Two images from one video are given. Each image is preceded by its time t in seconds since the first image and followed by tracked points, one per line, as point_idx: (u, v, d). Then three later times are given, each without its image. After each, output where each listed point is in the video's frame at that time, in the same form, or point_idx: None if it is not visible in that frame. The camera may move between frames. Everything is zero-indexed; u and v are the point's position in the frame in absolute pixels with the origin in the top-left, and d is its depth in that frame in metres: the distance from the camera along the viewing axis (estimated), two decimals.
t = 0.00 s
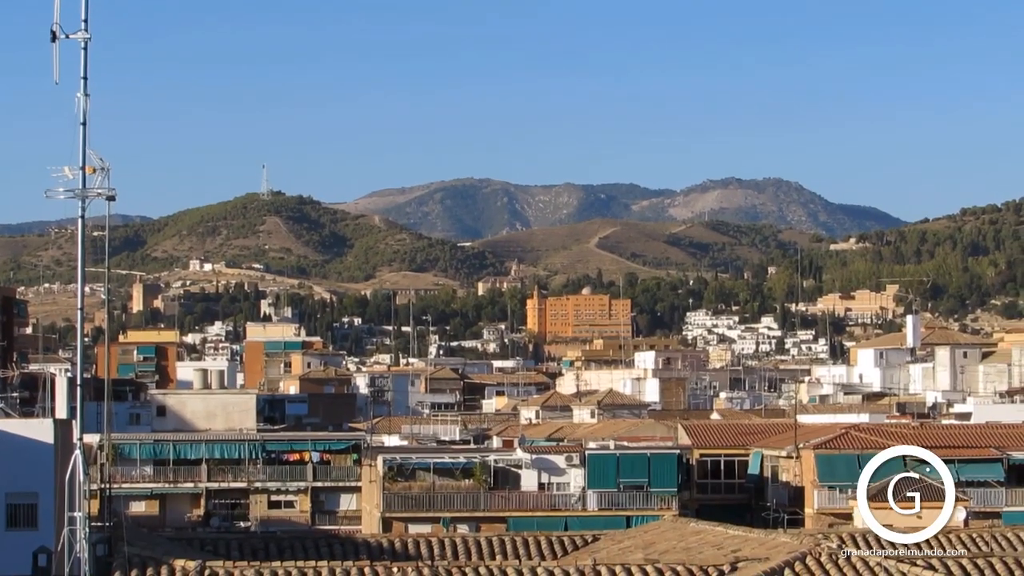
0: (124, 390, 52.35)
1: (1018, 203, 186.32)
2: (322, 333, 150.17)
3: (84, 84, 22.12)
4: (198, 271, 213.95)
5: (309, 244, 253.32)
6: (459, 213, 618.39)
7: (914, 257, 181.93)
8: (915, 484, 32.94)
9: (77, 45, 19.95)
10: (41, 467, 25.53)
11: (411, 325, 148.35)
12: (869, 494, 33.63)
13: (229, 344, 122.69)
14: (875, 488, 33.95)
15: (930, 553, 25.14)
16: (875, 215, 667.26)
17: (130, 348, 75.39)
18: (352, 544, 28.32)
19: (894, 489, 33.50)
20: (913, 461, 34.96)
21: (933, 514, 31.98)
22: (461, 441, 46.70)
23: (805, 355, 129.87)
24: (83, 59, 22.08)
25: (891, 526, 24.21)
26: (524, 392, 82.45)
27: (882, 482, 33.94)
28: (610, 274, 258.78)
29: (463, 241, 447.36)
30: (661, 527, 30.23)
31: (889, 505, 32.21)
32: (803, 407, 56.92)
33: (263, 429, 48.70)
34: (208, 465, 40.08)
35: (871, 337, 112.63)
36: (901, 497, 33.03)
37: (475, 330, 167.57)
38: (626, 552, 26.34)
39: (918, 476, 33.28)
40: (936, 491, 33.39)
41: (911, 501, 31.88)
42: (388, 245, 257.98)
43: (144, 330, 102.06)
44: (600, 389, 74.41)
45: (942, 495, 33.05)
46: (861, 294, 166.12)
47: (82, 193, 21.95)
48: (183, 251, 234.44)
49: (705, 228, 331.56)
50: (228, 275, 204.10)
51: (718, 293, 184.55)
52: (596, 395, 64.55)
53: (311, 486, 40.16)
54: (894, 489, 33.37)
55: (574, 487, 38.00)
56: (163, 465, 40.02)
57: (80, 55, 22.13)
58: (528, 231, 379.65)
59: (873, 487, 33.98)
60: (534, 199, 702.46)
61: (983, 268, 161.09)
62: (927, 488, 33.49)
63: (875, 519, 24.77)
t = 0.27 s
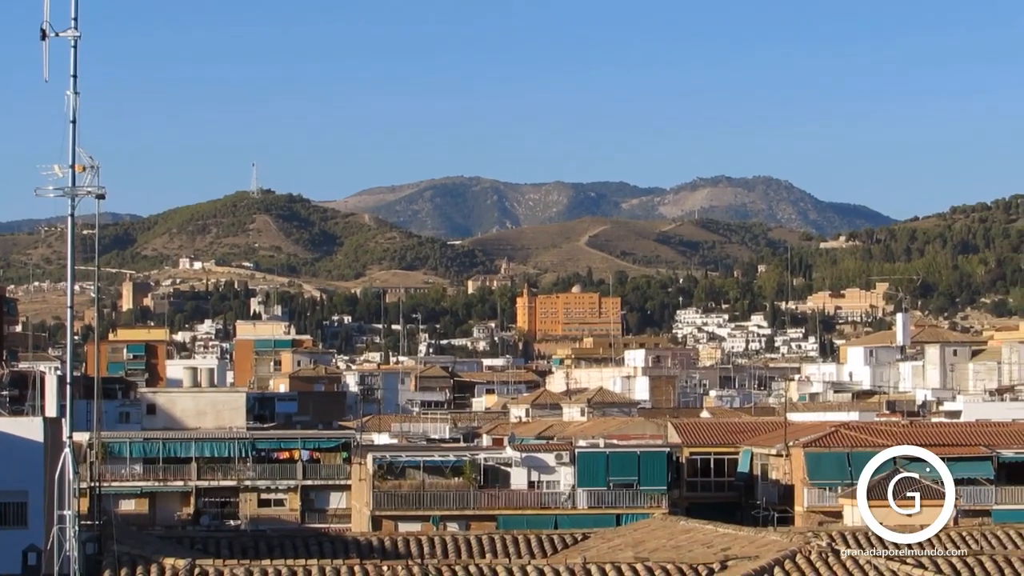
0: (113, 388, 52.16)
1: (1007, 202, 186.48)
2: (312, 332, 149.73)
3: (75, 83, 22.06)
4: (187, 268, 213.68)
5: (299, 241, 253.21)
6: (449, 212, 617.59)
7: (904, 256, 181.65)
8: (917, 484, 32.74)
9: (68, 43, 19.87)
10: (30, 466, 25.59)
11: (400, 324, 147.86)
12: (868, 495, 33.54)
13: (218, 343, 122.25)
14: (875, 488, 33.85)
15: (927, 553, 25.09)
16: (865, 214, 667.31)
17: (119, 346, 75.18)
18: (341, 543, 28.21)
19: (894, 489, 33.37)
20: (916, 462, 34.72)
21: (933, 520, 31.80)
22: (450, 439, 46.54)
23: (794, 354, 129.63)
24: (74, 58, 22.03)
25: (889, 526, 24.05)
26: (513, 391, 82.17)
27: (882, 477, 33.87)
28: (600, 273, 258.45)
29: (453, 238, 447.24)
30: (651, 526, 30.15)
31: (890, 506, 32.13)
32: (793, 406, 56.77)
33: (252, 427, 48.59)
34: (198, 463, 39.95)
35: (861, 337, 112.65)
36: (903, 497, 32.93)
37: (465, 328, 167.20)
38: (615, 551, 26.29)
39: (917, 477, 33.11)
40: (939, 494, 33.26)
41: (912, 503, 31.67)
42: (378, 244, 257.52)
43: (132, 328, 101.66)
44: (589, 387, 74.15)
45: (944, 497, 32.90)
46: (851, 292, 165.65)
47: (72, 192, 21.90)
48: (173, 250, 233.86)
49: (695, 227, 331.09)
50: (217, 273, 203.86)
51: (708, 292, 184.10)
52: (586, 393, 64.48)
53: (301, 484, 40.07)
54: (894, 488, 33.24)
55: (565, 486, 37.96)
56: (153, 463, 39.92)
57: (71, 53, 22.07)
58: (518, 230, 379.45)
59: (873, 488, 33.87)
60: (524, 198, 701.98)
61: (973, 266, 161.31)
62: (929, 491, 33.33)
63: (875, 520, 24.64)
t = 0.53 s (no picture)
0: (103, 388, 52.10)
1: (997, 202, 186.52)
2: (302, 332, 149.67)
3: (64, 83, 22.01)
4: (177, 269, 213.26)
5: (289, 241, 253.15)
6: (439, 211, 617.35)
7: (894, 255, 181.82)
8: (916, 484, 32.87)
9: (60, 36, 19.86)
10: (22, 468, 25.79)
11: (390, 324, 147.90)
12: (869, 495, 33.68)
13: (208, 344, 122.29)
14: (876, 488, 34.00)
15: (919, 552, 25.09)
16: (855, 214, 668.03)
17: (109, 347, 75.14)
18: (332, 543, 28.16)
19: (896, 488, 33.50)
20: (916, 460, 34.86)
21: (933, 520, 31.90)
22: (441, 439, 46.62)
23: (785, 354, 130.06)
24: (63, 57, 21.96)
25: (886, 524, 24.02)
26: (503, 391, 82.20)
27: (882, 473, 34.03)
28: (590, 272, 258.83)
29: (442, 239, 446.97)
30: (642, 526, 30.14)
31: (890, 507, 32.31)
32: (784, 405, 56.97)
33: (242, 427, 48.60)
34: (188, 463, 39.89)
35: (850, 335, 112.91)
36: (904, 497, 33.06)
37: (454, 328, 167.21)
38: (605, 550, 26.26)
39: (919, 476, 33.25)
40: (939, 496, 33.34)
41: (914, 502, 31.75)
42: (367, 243, 257.56)
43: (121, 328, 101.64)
44: (579, 387, 74.20)
45: (945, 498, 33.02)
46: (841, 292, 165.59)
47: (62, 191, 21.85)
48: (163, 250, 233.78)
49: (686, 227, 331.29)
50: (207, 273, 203.77)
51: (698, 291, 183.99)
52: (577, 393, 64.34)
53: (291, 485, 40.04)
54: (895, 485, 33.36)
55: (555, 486, 37.91)
56: (143, 463, 39.85)
57: (60, 53, 22.03)
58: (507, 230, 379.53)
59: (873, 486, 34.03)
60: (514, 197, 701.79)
61: (962, 266, 161.38)
62: (929, 492, 33.46)
63: (871, 518, 24.63)
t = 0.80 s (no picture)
0: (96, 390, 52.09)
1: (989, 203, 186.76)
2: (296, 333, 149.89)
3: (57, 84, 22.00)
4: (171, 271, 213.22)
5: (282, 243, 253.23)
6: (433, 213, 617.61)
7: (887, 256, 182.35)
8: (916, 485, 33.25)
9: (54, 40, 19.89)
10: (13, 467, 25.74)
11: (383, 326, 148.17)
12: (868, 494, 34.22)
13: (203, 345, 122.41)
14: (878, 490, 34.44)
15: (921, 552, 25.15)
16: (848, 215, 668.95)
17: (103, 348, 75.22)
18: (325, 544, 28.14)
19: (896, 490, 34.00)
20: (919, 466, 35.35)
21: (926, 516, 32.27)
22: (435, 441, 46.73)
23: (778, 355, 130.48)
24: (56, 59, 21.98)
25: (880, 526, 24.10)
26: (497, 392, 82.39)
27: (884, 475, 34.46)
28: (584, 274, 259.22)
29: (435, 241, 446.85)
30: (635, 527, 30.25)
31: (889, 509, 32.68)
32: (778, 407, 57.13)
33: (236, 429, 48.58)
34: (182, 465, 39.84)
35: (845, 336, 113.05)
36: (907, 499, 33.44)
37: (448, 329, 167.43)
38: (599, 553, 26.29)
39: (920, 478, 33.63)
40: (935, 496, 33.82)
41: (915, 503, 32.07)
42: (361, 244, 257.83)
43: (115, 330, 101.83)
44: (573, 388, 74.39)
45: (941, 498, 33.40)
46: (834, 294, 165.94)
47: (55, 193, 21.83)
48: (156, 252, 234.11)
49: (679, 228, 331.92)
50: (201, 275, 203.76)
51: (692, 293, 184.27)
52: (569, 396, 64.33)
53: (285, 486, 40.06)
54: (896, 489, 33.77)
55: (548, 487, 37.90)
56: (136, 465, 39.77)
57: (53, 55, 22.01)
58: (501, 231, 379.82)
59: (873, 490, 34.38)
60: (508, 199, 702.10)
61: (956, 267, 161.75)
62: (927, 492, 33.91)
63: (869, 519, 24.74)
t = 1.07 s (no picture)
0: (85, 391, 51.93)
1: (977, 204, 187.00)
2: (284, 335, 149.80)
3: (45, 87, 21.95)
4: (160, 272, 213.14)
5: (271, 244, 253.08)
6: (422, 214, 617.23)
7: (876, 258, 182.54)
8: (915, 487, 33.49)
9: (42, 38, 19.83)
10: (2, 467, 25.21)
11: (372, 327, 148.06)
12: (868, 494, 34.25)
13: (191, 347, 122.25)
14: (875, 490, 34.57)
15: (918, 552, 25.17)
16: (837, 216, 669.61)
17: (91, 350, 75.04)
18: (314, 546, 28.08)
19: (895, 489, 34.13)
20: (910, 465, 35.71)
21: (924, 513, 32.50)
22: (424, 443, 46.85)
23: (767, 355, 130.73)
24: (44, 60, 21.93)
25: (873, 526, 24.10)
26: (486, 393, 82.39)
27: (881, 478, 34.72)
28: (572, 275, 259.21)
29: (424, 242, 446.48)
30: (624, 528, 30.30)
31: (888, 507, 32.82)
32: (766, 407, 57.26)
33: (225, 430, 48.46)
34: (171, 466, 39.80)
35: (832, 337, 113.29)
36: (904, 497, 33.53)
37: (436, 330, 167.39)
38: (590, 554, 26.27)
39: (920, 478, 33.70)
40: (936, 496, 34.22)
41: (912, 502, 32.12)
42: (350, 245, 257.73)
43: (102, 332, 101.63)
44: (564, 389, 74.43)
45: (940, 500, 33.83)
46: (823, 294, 166.05)
47: (43, 195, 21.80)
48: (145, 253, 233.97)
49: (668, 228, 331.92)
50: (189, 277, 203.56)
51: (681, 294, 184.19)
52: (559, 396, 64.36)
53: (274, 487, 39.99)
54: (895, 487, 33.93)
55: (537, 488, 37.90)
56: (125, 467, 39.76)
57: (41, 56, 21.96)
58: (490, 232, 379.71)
59: (871, 489, 34.56)
60: (497, 201, 701.88)
61: (945, 268, 161.92)
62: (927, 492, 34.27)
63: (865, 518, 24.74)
